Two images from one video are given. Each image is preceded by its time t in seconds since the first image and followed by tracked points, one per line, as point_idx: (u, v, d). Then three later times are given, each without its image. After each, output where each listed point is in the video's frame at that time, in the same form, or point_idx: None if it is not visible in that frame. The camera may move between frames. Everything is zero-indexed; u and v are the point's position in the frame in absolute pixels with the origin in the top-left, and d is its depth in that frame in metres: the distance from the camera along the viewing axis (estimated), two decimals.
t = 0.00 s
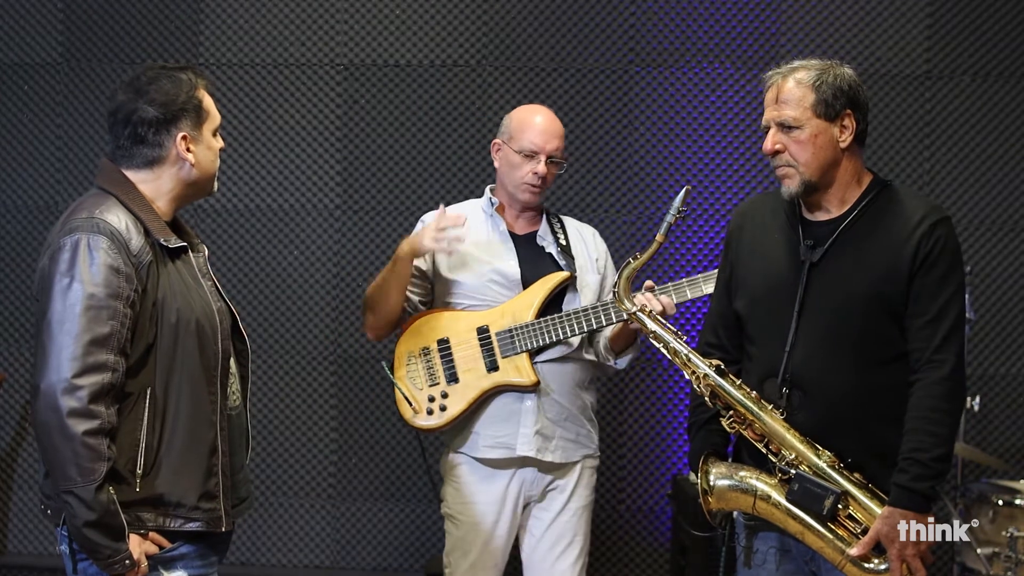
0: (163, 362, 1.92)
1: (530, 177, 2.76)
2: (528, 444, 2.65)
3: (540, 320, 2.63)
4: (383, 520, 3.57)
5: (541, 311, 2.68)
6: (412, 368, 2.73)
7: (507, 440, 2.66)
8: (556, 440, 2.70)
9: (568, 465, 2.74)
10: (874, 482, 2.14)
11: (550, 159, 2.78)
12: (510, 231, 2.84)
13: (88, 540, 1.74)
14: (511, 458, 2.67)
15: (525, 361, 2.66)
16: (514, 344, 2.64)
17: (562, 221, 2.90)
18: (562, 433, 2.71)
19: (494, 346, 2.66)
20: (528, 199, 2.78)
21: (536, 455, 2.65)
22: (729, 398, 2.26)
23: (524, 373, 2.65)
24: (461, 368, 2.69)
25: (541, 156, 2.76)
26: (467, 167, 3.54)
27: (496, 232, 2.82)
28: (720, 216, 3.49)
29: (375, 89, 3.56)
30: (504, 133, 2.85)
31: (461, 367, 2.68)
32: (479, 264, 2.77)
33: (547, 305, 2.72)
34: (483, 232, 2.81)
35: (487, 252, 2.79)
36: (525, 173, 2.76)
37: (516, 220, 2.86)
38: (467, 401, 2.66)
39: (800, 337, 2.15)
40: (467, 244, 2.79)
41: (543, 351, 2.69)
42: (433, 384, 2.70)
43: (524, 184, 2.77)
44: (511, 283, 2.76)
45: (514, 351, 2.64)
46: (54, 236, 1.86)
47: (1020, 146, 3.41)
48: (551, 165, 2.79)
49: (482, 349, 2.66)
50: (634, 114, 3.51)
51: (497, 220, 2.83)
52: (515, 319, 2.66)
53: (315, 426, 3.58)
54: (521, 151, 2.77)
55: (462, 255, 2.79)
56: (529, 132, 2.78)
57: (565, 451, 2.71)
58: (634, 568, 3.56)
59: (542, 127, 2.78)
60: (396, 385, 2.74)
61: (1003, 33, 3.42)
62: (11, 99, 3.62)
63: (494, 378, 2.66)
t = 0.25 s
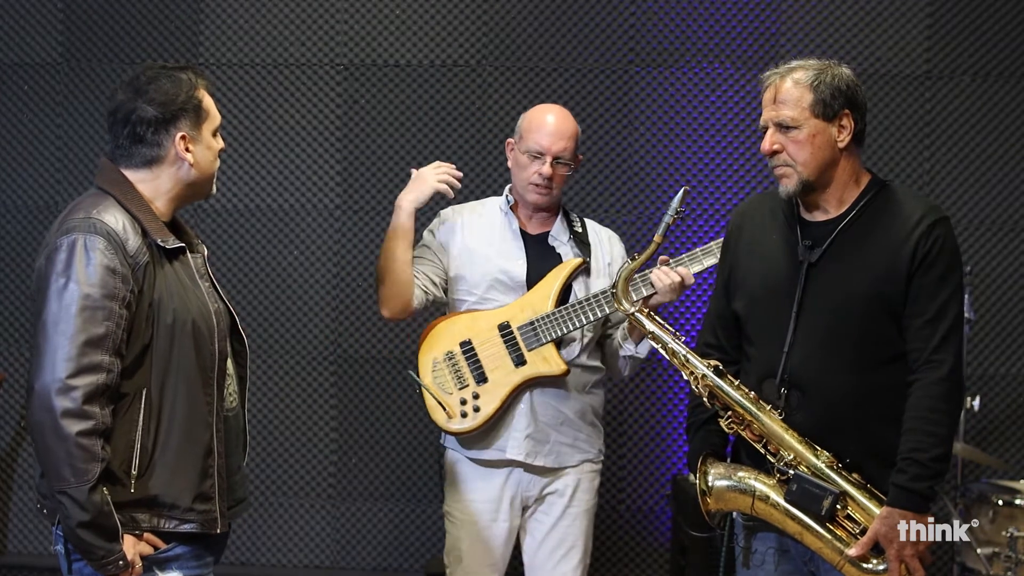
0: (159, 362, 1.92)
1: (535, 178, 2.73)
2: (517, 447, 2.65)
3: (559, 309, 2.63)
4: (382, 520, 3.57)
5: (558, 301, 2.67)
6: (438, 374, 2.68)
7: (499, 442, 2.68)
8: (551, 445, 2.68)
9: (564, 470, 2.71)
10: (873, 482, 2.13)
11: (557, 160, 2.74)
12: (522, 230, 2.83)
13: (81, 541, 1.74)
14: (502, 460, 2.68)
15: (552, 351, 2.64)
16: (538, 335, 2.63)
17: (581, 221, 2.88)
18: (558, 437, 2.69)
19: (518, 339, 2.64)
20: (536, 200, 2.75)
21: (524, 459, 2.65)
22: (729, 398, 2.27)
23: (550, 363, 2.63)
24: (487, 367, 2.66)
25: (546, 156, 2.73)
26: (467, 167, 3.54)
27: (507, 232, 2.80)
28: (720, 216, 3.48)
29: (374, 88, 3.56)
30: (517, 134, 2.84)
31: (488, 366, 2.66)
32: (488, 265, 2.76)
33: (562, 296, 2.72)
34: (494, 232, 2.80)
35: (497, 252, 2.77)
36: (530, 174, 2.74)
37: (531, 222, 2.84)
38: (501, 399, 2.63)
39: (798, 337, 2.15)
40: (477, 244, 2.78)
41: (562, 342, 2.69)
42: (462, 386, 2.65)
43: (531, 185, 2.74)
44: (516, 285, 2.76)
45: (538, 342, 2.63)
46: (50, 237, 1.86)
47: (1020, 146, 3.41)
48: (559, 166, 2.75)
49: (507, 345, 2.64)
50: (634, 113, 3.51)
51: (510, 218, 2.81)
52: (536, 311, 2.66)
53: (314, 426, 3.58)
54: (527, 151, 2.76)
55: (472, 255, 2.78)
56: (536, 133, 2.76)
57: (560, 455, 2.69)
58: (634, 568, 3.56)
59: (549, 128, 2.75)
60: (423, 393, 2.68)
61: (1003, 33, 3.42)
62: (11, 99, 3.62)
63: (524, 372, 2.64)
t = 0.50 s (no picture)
0: (155, 363, 1.92)
1: (546, 178, 2.72)
2: (516, 452, 2.65)
3: (563, 310, 2.62)
4: (382, 519, 3.57)
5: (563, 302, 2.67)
6: (445, 381, 2.69)
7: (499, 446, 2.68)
8: (552, 449, 2.67)
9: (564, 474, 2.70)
10: (872, 482, 2.13)
11: (569, 161, 2.73)
12: (533, 233, 2.81)
13: (76, 541, 1.75)
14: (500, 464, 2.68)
15: (557, 353, 2.64)
16: (543, 338, 2.62)
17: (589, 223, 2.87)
18: (560, 442, 2.68)
19: (523, 343, 2.64)
20: (546, 202, 2.74)
21: (524, 464, 2.64)
22: (727, 399, 2.26)
23: (554, 365, 2.63)
24: (493, 371, 2.66)
25: (557, 158, 2.73)
26: (467, 168, 3.54)
27: (518, 232, 2.80)
28: (719, 216, 3.48)
29: (374, 88, 3.56)
30: (529, 136, 2.84)
31: (493, 370, 2.66)
32: (498, 269, 2.77)
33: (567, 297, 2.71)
34: (503, 235, 2.80)
35: (506, 255, 2.78)
36: (540, 176, 2.73)
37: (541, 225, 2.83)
38: (507, 403, 2.62)
39: (797, 337, 2.15)
40: (487, 246, 2.79)
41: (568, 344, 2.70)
42: (468, 391, 2.66)
43: (542, 188, 2.74)
44: (521, 289, 2.76)
45: (543, 344, 2.63)
46: (47, 237, 1.86)
47: (1020, 146, 3.41)
48: (571, 167, 2.74)
49: (511, 348, 2.64)
50: (634, 113, 3.50)
51: (520, 220, 2.81)
52: (540, 314, 2.66)
53: (314, 426, 3.58)
54: (540, 152, 2.75)
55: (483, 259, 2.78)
56: (547, 135, 2.75)
57: (562, 460, 2.68)
58: (634, 568, 3.55)
59: (560, 129, 2.75)
60: (431, 400, 2.69)
61: (1003, 33, 3.42)
62: (11, 99, 3.62)
63: (529, 375, 2.63)
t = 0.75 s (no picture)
0: (151, 363, 1.92)
1: (552, 181, 2.72)
2: (518, 453, 2.65)
3: (563, 316, 2.62)
4: (382, 519, 3.58)
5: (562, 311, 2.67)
6: (436, 375, 2.70)
7: (499, 448, 2.68)
8: (552, 451, 2.67)
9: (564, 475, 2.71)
10: (871, 482, 2.13)
11: (574, 163, 2.73)
12: (529, 232, 2.80)
13: (70, 541, 1.75)
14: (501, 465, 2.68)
15: (551, 359, 2.64)
16: (540, 342, 2.62)
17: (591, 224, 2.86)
18: (561, 443, 2.68)
19: (518, 346, 2.64)
20: (549, 202, 2.74)
21: (525, 466, 2.64)
22: (725, 400, 2.26)
23: (549, 372, 2.63)
24: (486, 371, 2.67)
25: (564, 160, 2.72)
26: (466, 168, 3.54)
27: (516, 232, 2.79)
28: (719, 216, 3.48)
29: (374, 88, 3.56)
30: (530, 134, 2.81)
31: (486, 369, 2.67)
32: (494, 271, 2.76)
33: (567, 302, 2.71)
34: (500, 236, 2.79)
35: (503, 256, 2.77)
36: (546, 177, 2.72)
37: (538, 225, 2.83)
38: (498, 404, 2.64)
39: (795, 338, 2.15)
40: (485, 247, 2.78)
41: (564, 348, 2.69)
42: (460, 388, 2.67)
43: (547, 189, 2.72)
44: (520, 290, 2.75)
45: (539, 349, 2.63)
46: (44, 237, 1.86)
47: (1020, 146, 3.40)
48: (576, 170, 2.74)
49: (507, 350, 2.65)
50: (634, 113, 3.50)
51: (516, 221, 2.80)
52: (539, 318, 2.66)
53: (314, 426, 3.58)
54: (544, 153, 2.73)
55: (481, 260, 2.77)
56: (553, 135, 2.73)
57: (562, 462, 2.68)
58: (634, 568, 3.55)
59: (566, 130, 2.74)
60: (421, 393, 2.70)
61: (1003, 33, 3.41)
62: (11, 99, 3.62)
63: (522, 379, 2.64)
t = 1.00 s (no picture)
0: (149, 363, 1.92)
1: (529, 180, 2.72)
2: (501, 453, 2.66)
3: (548, 317, 2.63)
4: (382, 519, 3.58)
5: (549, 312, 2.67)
6: (419, 371, 2.70)
7: (485, 446, 2.69)
8: (538, 450, 2.67)
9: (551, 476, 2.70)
10: (869, 483, 2.13)
11: (551, 160, 2.73)
12: (516, 232, 2.81)
13: (65, 540, 1.75)
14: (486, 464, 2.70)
15: (535, 359, 2.66)
16: (525, 343, 2.63)
17: (579, 222, 2.85)
18: (547, 443, 2.68)
19: (504, 345, 2.65)
20: (530, 202, 2.74)
21: (509, 465, 2.64)
22: (723, 400, 2.26)
23: (534, 372, 2.65)
24: (469, 369, 2.67)
25: (540, 158, 2.72)
26: (466, 168, 3.54)
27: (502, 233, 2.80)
28: (718, 216, 3.48)
29: (374, 88, 3.56)
30: (512, 135, 2.82)
31: (470, 367, 2.67)
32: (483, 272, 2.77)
33: (554, 303, 2.72)
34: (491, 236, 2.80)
35: (491, 255, 2.78)
36: (524, 177, 2.73)
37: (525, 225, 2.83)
38: (480, 402, 2.65)
39: (793, 338, 2.15)
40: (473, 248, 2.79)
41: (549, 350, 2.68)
42: (443, 385, 2.67)
43: (526, 188, 2.73)
44: (508, 290, 2.75)
45: (524, 350, 2.64)
46: (42, 236, 1.87)
47: (1020, 145, 3.40)
48: (554, 167, 2.74)
49: (492, 349, 2.65)
50: (634, 113, 3.50)
51: (503, 221, 2.81)
52: (525, 317, 2.66)
53: (314, 426, 3.58)
54: (521, 153, 2.74)
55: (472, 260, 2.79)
56: (530, 134, 2.74)
57: (547, 461, 2.68)
58: (634, 568, 3.55)
59: (543, 128, 2.74)
60: (403, 388, 2.70)
61: (1003, 33, 3.41)
62: (11, 99, 3.63)
63: (505, 378, 2.65)
